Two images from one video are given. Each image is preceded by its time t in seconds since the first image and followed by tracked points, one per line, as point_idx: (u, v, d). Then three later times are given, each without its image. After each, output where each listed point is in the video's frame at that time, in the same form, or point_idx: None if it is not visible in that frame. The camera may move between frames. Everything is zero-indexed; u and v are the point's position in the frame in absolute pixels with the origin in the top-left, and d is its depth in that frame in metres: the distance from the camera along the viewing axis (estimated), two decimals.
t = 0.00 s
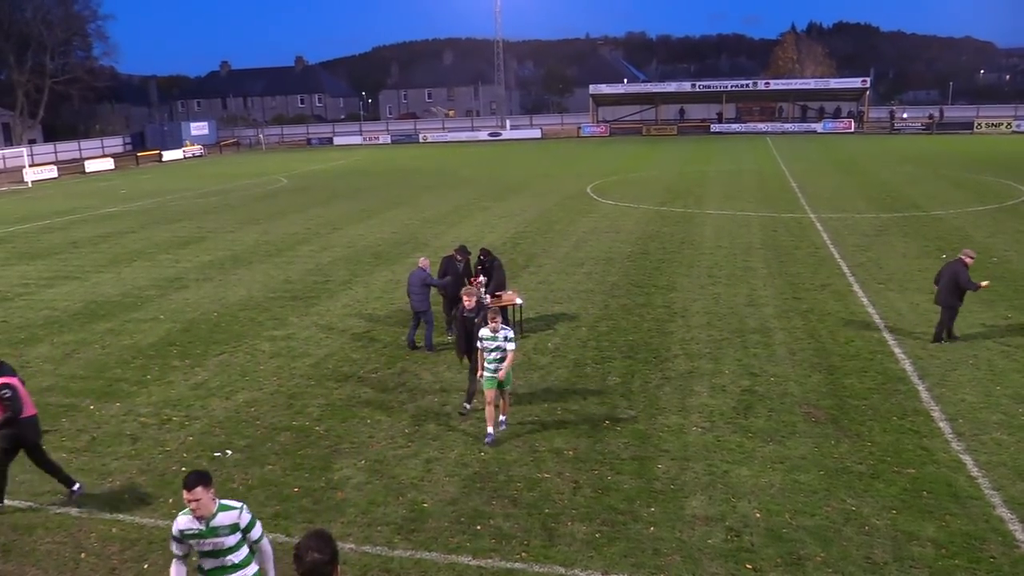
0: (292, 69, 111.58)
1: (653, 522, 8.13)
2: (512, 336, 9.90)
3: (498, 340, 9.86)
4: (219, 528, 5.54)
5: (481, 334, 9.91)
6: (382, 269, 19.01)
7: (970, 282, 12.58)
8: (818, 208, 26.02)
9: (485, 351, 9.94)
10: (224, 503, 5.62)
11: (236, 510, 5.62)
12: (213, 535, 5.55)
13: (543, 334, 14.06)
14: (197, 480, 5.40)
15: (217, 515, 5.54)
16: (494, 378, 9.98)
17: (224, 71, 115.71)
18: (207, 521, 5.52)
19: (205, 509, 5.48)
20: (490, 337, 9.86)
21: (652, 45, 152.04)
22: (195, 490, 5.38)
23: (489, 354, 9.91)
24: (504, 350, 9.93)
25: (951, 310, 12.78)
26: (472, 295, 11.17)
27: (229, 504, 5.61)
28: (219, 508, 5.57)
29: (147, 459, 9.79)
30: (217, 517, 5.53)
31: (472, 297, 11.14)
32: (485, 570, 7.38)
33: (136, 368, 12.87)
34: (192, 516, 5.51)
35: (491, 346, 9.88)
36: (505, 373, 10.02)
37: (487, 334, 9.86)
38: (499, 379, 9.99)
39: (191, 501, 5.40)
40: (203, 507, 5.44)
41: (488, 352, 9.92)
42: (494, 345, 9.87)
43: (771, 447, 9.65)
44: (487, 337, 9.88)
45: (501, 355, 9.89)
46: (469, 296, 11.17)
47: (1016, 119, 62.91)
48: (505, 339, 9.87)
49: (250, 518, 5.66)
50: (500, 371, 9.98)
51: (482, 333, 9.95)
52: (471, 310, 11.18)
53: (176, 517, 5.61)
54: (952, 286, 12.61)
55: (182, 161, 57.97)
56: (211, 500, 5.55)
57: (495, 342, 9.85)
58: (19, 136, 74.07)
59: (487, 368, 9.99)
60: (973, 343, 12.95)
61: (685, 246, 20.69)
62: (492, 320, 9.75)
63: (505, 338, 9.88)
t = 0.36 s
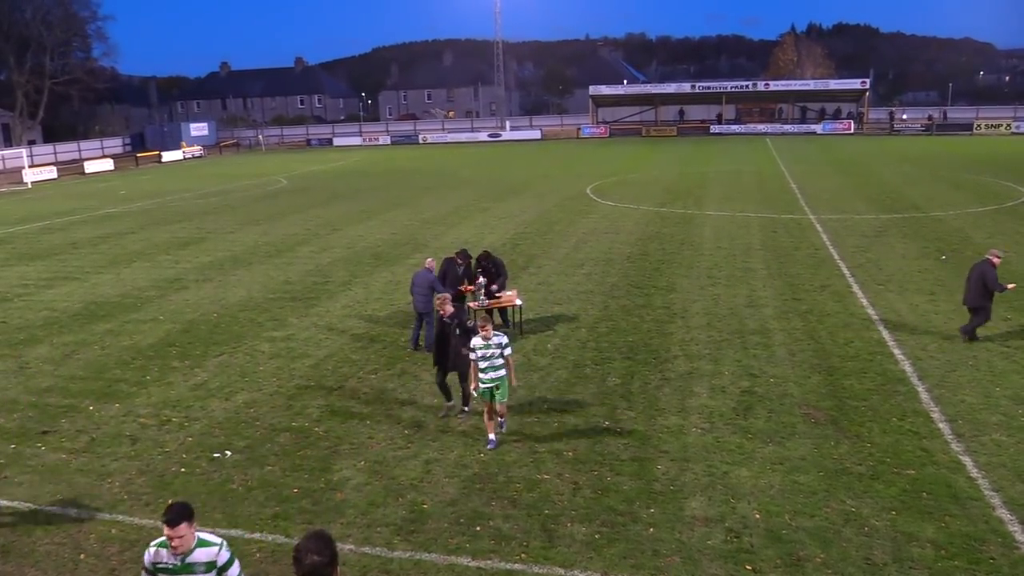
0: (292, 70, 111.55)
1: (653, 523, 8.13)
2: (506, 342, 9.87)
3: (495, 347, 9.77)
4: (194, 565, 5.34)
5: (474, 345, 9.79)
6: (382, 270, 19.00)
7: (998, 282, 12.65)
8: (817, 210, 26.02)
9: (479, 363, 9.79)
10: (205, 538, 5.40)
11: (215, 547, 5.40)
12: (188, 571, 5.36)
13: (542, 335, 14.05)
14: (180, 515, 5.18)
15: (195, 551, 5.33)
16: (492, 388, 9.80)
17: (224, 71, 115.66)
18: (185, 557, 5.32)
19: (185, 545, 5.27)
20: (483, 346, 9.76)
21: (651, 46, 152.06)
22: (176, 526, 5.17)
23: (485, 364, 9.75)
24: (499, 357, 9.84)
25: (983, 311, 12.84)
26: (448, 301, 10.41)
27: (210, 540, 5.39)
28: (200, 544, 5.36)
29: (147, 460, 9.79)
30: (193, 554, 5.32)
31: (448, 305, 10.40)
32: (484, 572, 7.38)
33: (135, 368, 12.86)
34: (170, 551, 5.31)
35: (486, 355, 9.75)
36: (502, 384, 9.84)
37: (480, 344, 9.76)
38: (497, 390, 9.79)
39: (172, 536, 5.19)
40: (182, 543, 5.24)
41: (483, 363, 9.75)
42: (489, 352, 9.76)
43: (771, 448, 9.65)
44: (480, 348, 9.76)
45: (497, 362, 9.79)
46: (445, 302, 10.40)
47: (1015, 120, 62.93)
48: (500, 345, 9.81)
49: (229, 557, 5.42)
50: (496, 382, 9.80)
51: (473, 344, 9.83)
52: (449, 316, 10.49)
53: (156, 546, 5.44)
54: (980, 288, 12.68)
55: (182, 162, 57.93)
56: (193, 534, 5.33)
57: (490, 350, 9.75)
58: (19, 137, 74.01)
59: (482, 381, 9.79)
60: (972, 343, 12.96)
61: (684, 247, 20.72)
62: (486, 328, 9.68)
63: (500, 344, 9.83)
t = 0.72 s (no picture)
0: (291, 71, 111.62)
1: (653, 524, 8.12)
2: (504, 352, 9.40)
3: (492, 357, 9.32)
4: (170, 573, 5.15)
5: (471, 355, 9.37)
6: (381, 271, 19.00)
7: None
8: (816, 210, 26.01)
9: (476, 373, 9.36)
10: (184, 547, 5.21)
11: (194, 558, 5.20)
12: None
13: (543, 335, 14.06)
14: (159, 517, 5.02)
15: (172, 559, 5.14)
16: (487, 400, 9.32)
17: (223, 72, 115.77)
18: (161, 564, 5.14)
19: (164, 551, 5.09)
20: (480, 356, 9.34)
21: (651, 47, 152.11)
22: (153, 529, 5.00)
23: (481, 375, 9.30)
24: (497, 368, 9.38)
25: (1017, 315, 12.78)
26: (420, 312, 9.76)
27: (188, 550, 5.19)
28: (178, 552, 5.17)
29: (147, 461, 9.80)
30: (171, 561, 5.13)
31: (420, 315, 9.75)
32: (484, 573, 7.37)
33: (135, 370, 12.85)
34: (147, 556, 5.14)
35: (483, 365, 9.29)
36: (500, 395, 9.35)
37: (477, 354, 9.34)
38: (494, 401, 9.32)
39: (150, 540, 5.01)
40: (159, 548, 5.06)
41: (479, 373, 9.31)
42: (486, 363, 9.29)
43: (771, 448, 9.65)
44: (477, 357, 9.33)
45: (495, 372, 9.31)
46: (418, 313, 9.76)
47: (1015, 121, 62.93)
48: (497, 355, 9.35)
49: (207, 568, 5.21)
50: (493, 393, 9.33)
51: (470, 355, 9.39)
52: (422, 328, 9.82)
53: (136, 550, 5.28)
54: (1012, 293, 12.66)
55: (181, 163, 57.98)
56: (172, 541, 5.15)
57: (487, 360, 9.30)
58: (18, 138, 74.07)
59: (480, 392, 9.34)
60: (973, 344, 12.97)
61: (684, 247, 20.72)
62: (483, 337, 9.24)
63: (498, 353, 9.36)
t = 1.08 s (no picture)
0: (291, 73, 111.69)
1: (653, 525, 8.12)
2: (502, 362, 9.08)
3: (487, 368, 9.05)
4: None
5: (467, 361, 9.11)
6: (381, 272, 19.02)
7: None
8: (815, 211, 25.99)
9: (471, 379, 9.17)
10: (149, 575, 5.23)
11: None
12: None
13: (543, 336, 14.06)
14: (116, 545, 5.04)
15: None
16: (480, 410, 9.19)
17: (223, 74, 115.81)
18: None
19: None
20: (476, 364, 9.06)
21: (650, 48, 152.10)
22: (113, 559, 5.02)
23: (476, 383, 9.13)
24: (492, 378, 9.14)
25: None
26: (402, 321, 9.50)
27: None
28: None
29: (147, 462, 9.79)
30: None
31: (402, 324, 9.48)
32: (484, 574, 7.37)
33: (134, 371, 12.85)
34: None
35: (478, 374, 9.06)
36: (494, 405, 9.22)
37: (473, 361, 9.07)
38: (487, 412, 9.20)
39: (111, 571, 5.04)
40: None
41: (474, 381, 9.12)
42: (481, 373, 9.03)
43: (770, 449, 9.65)
44: (473, 365, 9.07)
45: (490, 383, 9.09)
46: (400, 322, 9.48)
47: (1014, 121, 62.94)
48: (494, 367, 9.06)
49: None
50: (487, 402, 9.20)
51: (468, 359, 9.12)
52: (404, 338, 9.49)
53: None
54: None
55: (181, 164, 57.96)
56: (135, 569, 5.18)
57: (483, 370, 9.04)
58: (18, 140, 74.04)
59: (473, 399, 9.22)
60: (972, 344, 12.98)
61: (684, 248, 20.73)
62: (480, 347, 8.93)
63: (495, 364, 9.06)
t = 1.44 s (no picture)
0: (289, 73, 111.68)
1: (653, 525, 8.12)
2: (488, 373, 8.71)
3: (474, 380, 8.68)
4: None
5: (453, 374, 8.72)
6: (380, 273, 19.01)
7: None
8: (813, 211, 26.00)
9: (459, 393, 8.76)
10: None
11: None
12: None
13: (542, 337, 14.06)
14: (99, 554, 5.06)
15: None
16: (469, 424, 8.78)
17: (222, 74, 115.79)
18: None
19: None
20: (463, 377, 8.70)
21: (649, 49, 152.16)
22: (96, 567, 5.03)
23: (464, 397, 8.74)
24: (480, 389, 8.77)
25: None
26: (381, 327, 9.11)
27: None
28: None
29: (146, 464, 9.78)
30: None
31: (380, 330, 9.10)
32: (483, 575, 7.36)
33: (133, 372, 12.83)
34: None
35: (465, 386, 8.69)
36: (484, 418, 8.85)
37: (459, 374, 8.69)
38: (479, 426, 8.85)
39: None
40: None
41: (462, 395, 8.73)
42: (468, 385, 8.67)
43: (769, 450, 9.65)
44: (459, 377, 8.69)
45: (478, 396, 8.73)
46: (377, 328, 9.09)
47: (1013, 122, 63.00)
48: (480, 378, 8.69)
49: None
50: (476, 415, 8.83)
51: (453, 373, 8.74)
52: (380, 346, 9.12)
53: None
54: None
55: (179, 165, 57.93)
56: None
57: (470, 381, 8.67)
58: (16, 141, 74.01)
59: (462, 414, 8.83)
60: (970, 344, 12.99)
61: (682, 249, 20.73)
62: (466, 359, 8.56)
63: (481, 375, 8.69)
